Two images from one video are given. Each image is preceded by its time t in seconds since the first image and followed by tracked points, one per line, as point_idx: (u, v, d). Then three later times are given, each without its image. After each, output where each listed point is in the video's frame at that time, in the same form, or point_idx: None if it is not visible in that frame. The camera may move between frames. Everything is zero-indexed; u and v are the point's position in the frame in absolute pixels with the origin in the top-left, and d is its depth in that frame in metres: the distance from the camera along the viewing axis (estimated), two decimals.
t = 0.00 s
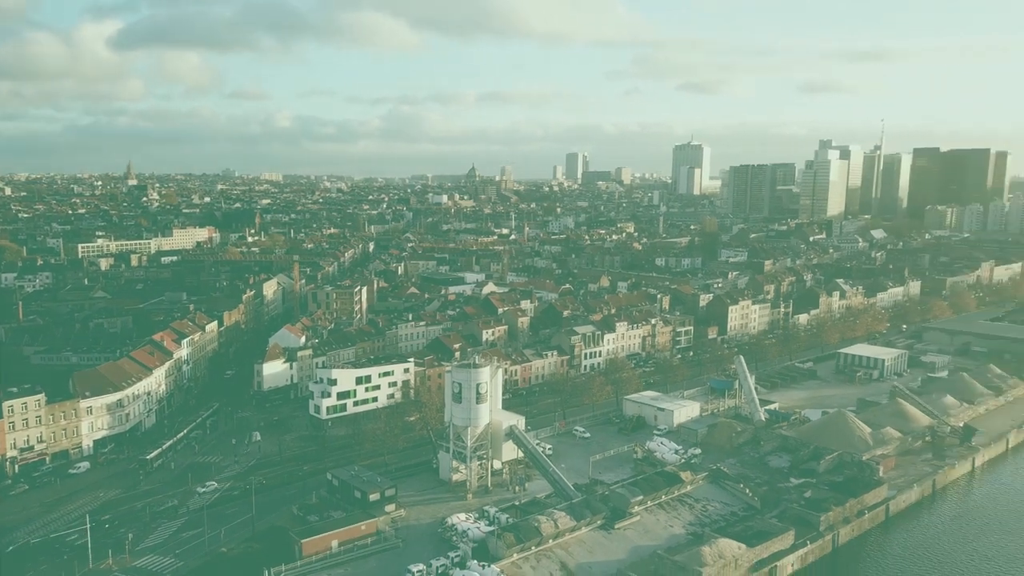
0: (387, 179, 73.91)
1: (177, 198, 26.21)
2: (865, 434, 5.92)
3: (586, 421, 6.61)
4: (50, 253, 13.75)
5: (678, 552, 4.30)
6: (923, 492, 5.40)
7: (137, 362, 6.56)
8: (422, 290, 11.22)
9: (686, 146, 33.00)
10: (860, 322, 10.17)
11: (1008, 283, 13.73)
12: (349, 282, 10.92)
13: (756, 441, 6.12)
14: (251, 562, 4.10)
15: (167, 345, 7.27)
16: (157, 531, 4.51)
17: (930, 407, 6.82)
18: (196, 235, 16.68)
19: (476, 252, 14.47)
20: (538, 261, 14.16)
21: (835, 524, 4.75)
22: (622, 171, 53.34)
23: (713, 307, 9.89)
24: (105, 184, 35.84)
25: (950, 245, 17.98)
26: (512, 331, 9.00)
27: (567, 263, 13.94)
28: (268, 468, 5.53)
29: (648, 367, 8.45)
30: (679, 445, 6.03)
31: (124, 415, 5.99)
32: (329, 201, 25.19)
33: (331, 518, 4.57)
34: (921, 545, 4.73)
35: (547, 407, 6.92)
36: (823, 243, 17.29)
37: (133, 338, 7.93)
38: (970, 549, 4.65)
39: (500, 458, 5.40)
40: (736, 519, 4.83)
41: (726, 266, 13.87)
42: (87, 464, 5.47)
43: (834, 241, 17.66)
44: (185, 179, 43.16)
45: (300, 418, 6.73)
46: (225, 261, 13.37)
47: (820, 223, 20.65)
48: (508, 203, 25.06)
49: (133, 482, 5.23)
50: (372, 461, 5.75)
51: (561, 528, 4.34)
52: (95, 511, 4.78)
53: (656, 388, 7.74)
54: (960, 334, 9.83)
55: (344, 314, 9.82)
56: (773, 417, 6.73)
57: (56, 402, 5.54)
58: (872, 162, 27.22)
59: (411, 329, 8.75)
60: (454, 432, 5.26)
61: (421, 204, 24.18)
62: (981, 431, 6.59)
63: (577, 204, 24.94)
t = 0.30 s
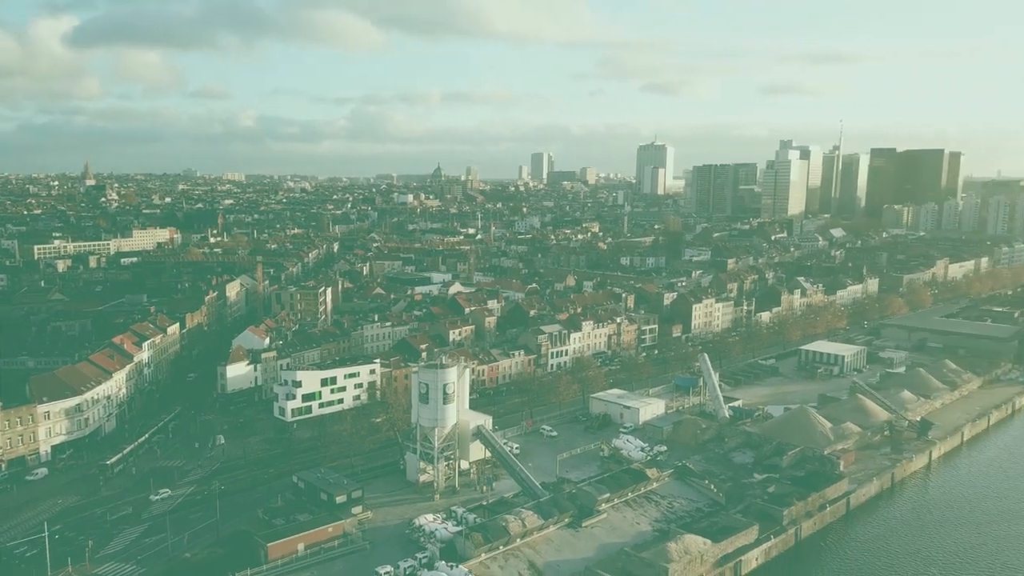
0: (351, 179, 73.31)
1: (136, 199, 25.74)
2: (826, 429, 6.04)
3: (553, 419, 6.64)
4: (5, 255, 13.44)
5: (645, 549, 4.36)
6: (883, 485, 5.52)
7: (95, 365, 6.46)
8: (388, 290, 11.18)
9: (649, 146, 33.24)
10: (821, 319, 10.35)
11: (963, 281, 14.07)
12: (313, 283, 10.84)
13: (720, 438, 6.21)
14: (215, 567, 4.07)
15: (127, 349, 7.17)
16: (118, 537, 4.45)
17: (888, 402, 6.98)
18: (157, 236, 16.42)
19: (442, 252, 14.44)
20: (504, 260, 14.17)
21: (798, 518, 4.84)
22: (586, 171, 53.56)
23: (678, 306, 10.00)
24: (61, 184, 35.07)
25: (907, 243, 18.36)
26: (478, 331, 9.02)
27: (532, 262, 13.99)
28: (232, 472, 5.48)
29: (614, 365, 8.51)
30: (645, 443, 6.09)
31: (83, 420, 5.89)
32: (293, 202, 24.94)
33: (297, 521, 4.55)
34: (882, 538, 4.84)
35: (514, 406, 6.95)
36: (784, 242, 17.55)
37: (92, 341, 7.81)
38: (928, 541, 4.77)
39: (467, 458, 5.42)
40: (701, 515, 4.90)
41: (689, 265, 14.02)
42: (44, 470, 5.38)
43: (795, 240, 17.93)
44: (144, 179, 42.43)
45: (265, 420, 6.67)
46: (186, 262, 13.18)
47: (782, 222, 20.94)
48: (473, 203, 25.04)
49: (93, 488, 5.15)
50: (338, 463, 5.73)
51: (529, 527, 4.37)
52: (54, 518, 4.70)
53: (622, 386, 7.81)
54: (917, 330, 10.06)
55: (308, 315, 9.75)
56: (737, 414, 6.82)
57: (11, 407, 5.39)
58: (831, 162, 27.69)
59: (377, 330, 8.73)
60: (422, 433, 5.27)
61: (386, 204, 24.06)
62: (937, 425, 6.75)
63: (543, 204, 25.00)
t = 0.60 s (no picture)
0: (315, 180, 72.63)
1: (94, 199, 25.25)
2: (789, 424, 6.14)
3: (520, 419, 6.66)
4: None
5: (612, 547, 4.40)
6: (844, 480, 5.63)
7: (53, 370, 6.34)
8: (354, 291, 11.12)
9: (614, 146, 33.43)
10: (783, 317, 10.52)
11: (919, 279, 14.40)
12: (277, 284, 10.74)
13: (685, 435, 6.28)
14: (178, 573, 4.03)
15: (86, 352, 7.06)
16: (78, 545, 4.38)
17: (848, 398, 7.11)
18: (116, 237, 16.13)
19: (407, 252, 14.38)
20: (470, 260, 14.15)
21: (762, 513, 4.92)
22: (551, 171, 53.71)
23: (643, 305, 10.09)
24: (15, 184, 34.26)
25: (865, 242, 18.71)
26: (445, 331, 9.00)
27: (499, 262, 14.00)
28: (196, 476, 5.42)
29: (580, 364, 8.56)
30: (612, 441, 6.14)
31: (40, 425, 5.78)
32: (256, 202, 24.63)
33: (262, 525, 4.52)
34: (842, 531, 4.93)
35: (481, 405, 6.95)
36: (747, 241, 17.79)
37: (49, 345, 7.66)
38: (886, 534, 4.87)
39: (435, 459, 5.44)
40: (667, 512, 4.96)
41: (654, 264, 14.15)
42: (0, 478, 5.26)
43: (757, 239, 18.17)
44: (102, 179, 41.64)
45: (230, 423, 6.60)
46: (147, 264, 12.96)
47: (744, 221, 21.21)
48: (439, 203, 24.97)
49: (51, 495, 5.06)
50: (304, 465, 5.69)
51: (496, 527, 4.39)
52: (11, 526, 4.61)
53: (588, 384, 7.85)
54: (875, 327, 10.26)
55: (272, 317, 9.66)
56: (701, 411, 6.90)
57: None
58: (791, 162, 28.11)
59: (342, 331, 8.68)
60: (388, 435, 5.25)
61: (351, 204, 23.89)
62: (896, 419, 6.90)
63: (508, 204, 25.02)
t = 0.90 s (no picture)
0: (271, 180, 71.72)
1: (42, 199, 24.62)
2: (745, 420, 6.26)
3: (481, 418, 6.67)
4: None
5: (574, 544, 4.44)
6: (798, 473, 5.76)
7: None
8: (311, 292, 11.03)
9: (572, 146, 33.59)
10: (738, 315, 10.70)
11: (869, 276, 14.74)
12: (233, 285, 10.60)
13: (644, 432, 6.36)
14: None
15: (34, 357, 6.90)
16: (27, 555, 4.28)
17: (802, 393, 7.26)
18: (65, 238, 15.76)
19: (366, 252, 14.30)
20: (430, 260, 14.12)
21: (719, 508, 5.00)
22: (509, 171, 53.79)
23: (602, 303, 10.17)
24: None
25: (816, 240, 19.08)
26: (405, 331, 8.98)
27: (458, 262, 13.99)
28: (150, 482, 5.34)
29: (540, 363, 8.60)
30: (572, 439, 6.19)
31: None
32: (210, 202, 24.24)
33: (220, 530, 4.47)
34: (796, 524, 5.04)
35: (442, 405, 6.95)
36: (703, 240, 18.03)
37: None
38: (838, 526, 4.99)
39: (396, 460, 5.43)
40: (627, 509, 5.02)
41: (612, 263, 14.27)
42: None
43: (712, 238, 18.41)
44: (50, 179, 40.60)
45: (186, 427, 6.51)
46: (98, 265, 12.69)
47: (700, 221, 21.50)
48: (397, 203, 24.85)
49: None
50: (263, 469, 5.63)
51: (458, 527, 4.40)
52: None
53: (548, 383, 7.90)
54: (828, 323, 10.50)
55: (228, 319, 9.54)
56: (660, 408, 6.99)
57: None
58: (745, 162, 28.56)
59: (300, 332, 8.60)
60: (347, 437, 5.22)
61: (308, 204, 23.66)
62: (848, 413, 7.07)
63: (467, 204, 24.99)
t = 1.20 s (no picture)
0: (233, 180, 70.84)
1: None
2: (709, 418, 6.34)
3: (448, 418, 6.68)
4: None
5: (541, 543, 4.47)
6: (761, 469, 5.85)
7: None
8: (275, 293, 10.93)
9: (537, 146, 33.65)
10: (702, 313, 10.83)
11: (828, 275, 15.01)
12: (195, 287, 10.47)
13: (610, 431, 6.41)
14: None
15: None
16: None
17: (765, 390, 7.38)
18: (21, 239, 15.42)
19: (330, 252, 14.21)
20: (395, 260, 14.07)
21: (685, 504, 5.07)
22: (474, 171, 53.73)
23: (567, 303, 10.22)
24: None
25: (777, 239, 19.35)
26: (371, 332, 8.94)
27: (424, 262, 13.95)
28: (111, 487, 5.26)
29: (507, 362, 8.63)
30: (539, 437, 6.22)
31: None
32: (170, 202, 23.87)
33: (183, 535, 4.43)
34: (758, 520, 5.12)
35: (408, 406, 6.94)
36: (667, 239, 18.19)
37: None
38: (799, 521, 5.08)
39: (361, 463, 5.41)
40: (594, 506, 5.06)
41: (577, 263, 14.34)
42: None
43: (676, 237, 18.58)
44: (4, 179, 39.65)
45: (148, 430, 6.42)
46: (55, 267, 12.45)
47: (664, 220, 21.69)
48: (362, 203, 24.71)
49: None
50: (227, 473, 5.58)
51: (425, 528, 4.41)
52: None
53: (515, 382, 7.93)
54: (789, 321, 10.67)
55: (190, 320, 9.43)
56: (626, 406, 7.05)
57: None
58: (708, 162, 28.88)
59: (264, 334, 8.53)
60: (312, 439, 5.20)
61: (271, 204, 23.43)
62: (809, 409, 7.20)
63: (432, 204, 24.91)
